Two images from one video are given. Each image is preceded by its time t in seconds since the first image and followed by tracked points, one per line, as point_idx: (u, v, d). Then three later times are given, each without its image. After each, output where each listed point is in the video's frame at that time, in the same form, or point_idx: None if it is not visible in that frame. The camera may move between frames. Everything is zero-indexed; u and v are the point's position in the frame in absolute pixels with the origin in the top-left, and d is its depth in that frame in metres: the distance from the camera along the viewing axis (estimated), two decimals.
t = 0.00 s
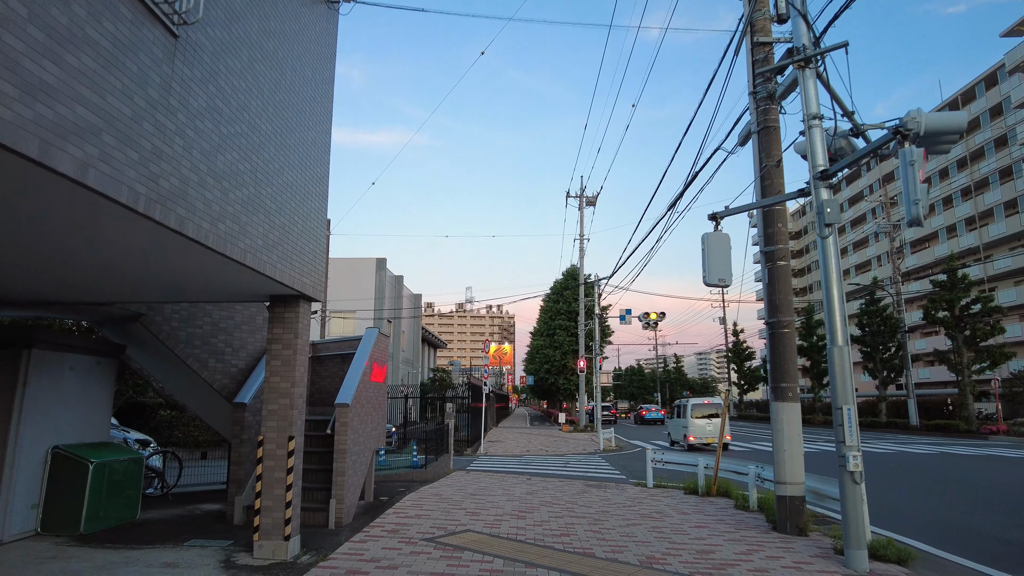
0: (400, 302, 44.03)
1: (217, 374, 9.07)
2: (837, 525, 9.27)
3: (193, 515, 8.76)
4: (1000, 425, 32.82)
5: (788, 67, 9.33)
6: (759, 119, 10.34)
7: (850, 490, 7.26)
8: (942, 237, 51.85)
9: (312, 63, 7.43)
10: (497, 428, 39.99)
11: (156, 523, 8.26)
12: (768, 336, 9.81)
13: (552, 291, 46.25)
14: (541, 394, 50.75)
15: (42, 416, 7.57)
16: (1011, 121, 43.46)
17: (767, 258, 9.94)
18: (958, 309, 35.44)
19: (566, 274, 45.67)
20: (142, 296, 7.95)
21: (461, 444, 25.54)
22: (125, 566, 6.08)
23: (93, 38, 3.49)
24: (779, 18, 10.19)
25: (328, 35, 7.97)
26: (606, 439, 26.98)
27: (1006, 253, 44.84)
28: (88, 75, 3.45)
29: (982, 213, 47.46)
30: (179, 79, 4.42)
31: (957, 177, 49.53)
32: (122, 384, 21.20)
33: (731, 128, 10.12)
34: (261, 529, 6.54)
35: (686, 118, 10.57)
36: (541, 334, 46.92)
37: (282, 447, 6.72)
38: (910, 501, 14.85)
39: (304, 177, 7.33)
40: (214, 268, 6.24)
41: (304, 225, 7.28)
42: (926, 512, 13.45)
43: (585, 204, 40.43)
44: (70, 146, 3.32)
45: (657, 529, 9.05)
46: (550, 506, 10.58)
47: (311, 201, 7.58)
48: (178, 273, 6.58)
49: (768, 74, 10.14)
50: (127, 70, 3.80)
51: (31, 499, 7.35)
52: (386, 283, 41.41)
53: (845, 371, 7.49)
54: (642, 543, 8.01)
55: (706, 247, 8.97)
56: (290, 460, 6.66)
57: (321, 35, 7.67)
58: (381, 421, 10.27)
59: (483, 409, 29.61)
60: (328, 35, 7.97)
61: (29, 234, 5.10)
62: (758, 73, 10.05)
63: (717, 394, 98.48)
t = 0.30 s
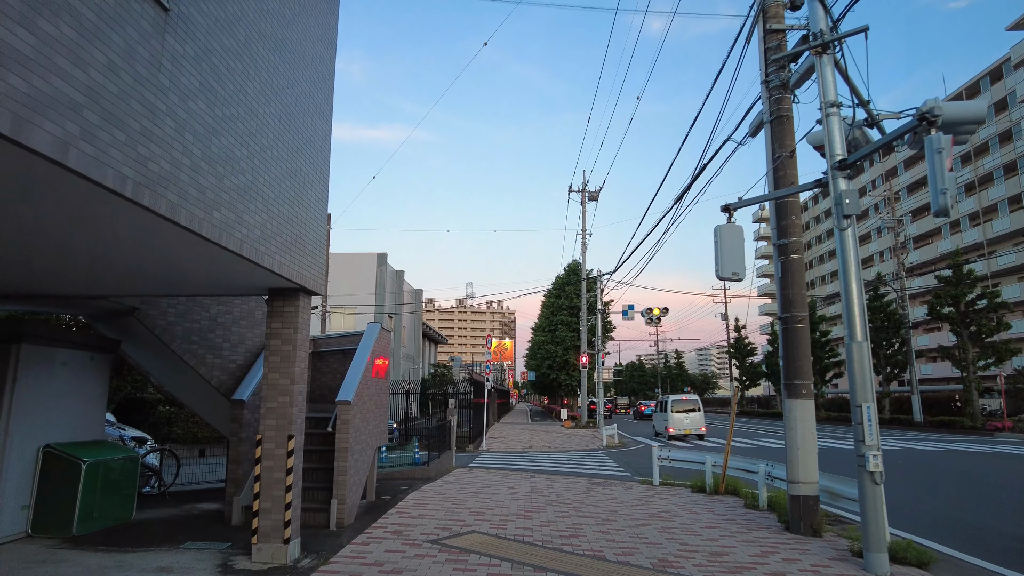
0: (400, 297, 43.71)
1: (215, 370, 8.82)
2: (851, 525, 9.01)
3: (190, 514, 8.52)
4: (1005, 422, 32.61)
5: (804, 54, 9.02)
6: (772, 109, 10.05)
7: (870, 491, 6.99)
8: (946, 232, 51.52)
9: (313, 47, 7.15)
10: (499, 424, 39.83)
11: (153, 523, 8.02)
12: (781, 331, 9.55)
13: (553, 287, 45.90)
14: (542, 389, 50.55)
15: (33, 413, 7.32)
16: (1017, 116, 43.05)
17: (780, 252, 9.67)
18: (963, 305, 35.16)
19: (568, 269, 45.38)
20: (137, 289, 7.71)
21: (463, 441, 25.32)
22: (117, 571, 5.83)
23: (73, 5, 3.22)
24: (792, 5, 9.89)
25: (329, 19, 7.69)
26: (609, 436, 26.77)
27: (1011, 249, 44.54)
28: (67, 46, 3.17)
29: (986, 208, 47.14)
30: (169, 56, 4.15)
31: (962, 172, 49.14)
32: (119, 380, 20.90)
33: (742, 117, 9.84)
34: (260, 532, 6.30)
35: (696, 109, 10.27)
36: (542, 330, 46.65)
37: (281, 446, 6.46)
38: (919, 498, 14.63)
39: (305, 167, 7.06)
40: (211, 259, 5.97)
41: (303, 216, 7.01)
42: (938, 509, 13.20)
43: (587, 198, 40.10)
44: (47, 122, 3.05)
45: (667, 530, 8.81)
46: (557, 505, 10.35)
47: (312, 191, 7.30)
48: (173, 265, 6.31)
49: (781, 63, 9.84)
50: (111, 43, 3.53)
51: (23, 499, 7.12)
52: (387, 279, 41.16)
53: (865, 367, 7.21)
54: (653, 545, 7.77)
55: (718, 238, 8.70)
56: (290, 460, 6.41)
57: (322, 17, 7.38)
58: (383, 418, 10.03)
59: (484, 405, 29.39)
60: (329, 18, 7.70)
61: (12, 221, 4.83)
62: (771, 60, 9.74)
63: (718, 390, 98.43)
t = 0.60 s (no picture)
0: (400, 295, 43.46)
1: (209, 365, 8.53)
2: (864, 524, 8.75)
3: (184, 513, 8.27)
4: (1009, 419, 32.37)
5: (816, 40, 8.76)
6: (782, 98, 9.78)
7: (887, 489, 6.69)
8: (947, 229, 51.25)
9: (311, 28, 6.89)
10: (499, 421, 39.67)
11: (144, 523, 7.77)
12: (791, 326, 9.30)
13: (554, 284, 45.64)
14: (542, 387, 50.32)
15: (18, 410, 7.07)
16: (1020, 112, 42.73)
17: (791, 244, 9.40)
18: (966, 302, 34.89)
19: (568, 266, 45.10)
20: (128, 280, 7.45)
21: (463, 438, 25.07)
22: (106, 572, 5.59)
23: None
24: None
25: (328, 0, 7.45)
26: (611, 434, 26.53)
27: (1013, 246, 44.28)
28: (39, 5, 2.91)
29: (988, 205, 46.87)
30: (156, 26, 3.89)
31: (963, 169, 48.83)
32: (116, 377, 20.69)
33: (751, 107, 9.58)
34: (253, 533, 6.04)
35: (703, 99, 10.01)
36: (543, 327, 46.39)
37: (275, 443, 6.21)
38: (927, 496, 14.39)
39: (300, 153, 6.79)
40: (203, 246, 5.71)
41: (299, 203, 6.75)
42: (947, 506, 12.95)
43: (588, 194, 39.83)
44: (15, 87, 2.78)
45: (675, 529, 8.57)
46: (560, 503, 10.10)
47: (309, 179, 7.05)
48: (162, 252, 6.05)
49: (791, 50, 9.59)
50: (89, 6, 3.27)
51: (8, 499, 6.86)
52: (386, 275, 40.90)
53: (881, 361, 6.93)
54: (661, 545, 7.52)
55: (728, 230, 8.46)
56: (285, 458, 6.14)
57: None
58: (383, 414, 9.77)
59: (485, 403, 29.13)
60: None
61: None
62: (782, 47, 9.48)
63: (718, 388, 98.29)
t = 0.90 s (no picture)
0: (398, 291, 43.09)
1: (196, 360, 8.19)
2: (875, 523, 8.43)
3: (170, 514, 7.96)
4: (1013, 416, 32.04)
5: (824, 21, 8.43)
6: (788, 82, 9.45)
7: (902, 486, 6.39)
8: (948, 225, 50.92)
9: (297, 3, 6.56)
10: (498, 419, 39.37)
11: (127, 524, 7.46)
12: (799, 318, 8.98)
13: (553, 280, 45.29)
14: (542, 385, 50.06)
15: None
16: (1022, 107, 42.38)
17: (798, 234, 9.09)
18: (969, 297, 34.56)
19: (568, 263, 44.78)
20: (108, 270, 7.14)
21: (461, 436, 24.77)
22: None
23: None
24: None
25: None
26: (611, 431, 26.22)
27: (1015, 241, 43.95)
28: None
29: (990, 201, 46.52)
30: None
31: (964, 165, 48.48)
32: (108, 373, 20.37)
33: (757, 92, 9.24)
34: (237, 535, 5.72)
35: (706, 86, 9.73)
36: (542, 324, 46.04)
37: (260, 440, 5.88)
38: (935, 494, 14.05)
39: (287, 136, 6.46)
40: (181, 230, 5.37)
41: (285, 189, 6.42)
42: (955, 503, 12.64)
43: (587, 189, 39.52)
44: None
45: (680, 529, 8.27)
46: (560, 503, 9.80)
47: (296, 163, 6.71)
48: (140, 236, 5.71)
49: (799, 33, 9.27)
50: None
51: None
52: (385, 272, 40.58)
53: (897, 352, 6.59)
54: (666, 546, 7.22)
55: (734, 218, 8.14)
56: (270, 456, 5.82)
57: None
58: (377, 411, 9.46)
59: (484, 400, 28.80)
60: None
61: None
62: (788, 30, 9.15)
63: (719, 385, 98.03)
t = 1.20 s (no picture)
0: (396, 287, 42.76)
1: (175, 358, 7.84)
2: (884, 526, 8.09)
3: (149, 518, 7.62)
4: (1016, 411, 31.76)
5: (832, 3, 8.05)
6: (793, 68, 9.08)
7: (917, 490, 6.03)
8: (949, 220, 50.58)
9: None
10: (497, 415, 39.14)
11: (102, 531, 7.11)
12: (804, 313, 8.63)
13: (552, 276, 44.94)
14: (540, 381, 49.82)
15: None
16: None
17: (803, 226, 8.73)
18: (971, 292, 34.25)
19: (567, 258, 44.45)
20: (78, 264, 6.78)
21: (459, 433, 24.46)
22: None
23: None
24: None
25: None
26: (610, 428, 25.92)
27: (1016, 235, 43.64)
28: None
29: (991, 194, 46.17)
30: None
31: (966, 159, 48.16)
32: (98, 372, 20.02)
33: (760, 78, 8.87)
34: (210, 545, 5.37)
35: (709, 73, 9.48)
36: (541, 320, 45.72)
37: (236, 444, 5.53)
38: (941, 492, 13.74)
39: (265, 120, 6.06)
40: (145, 222, 4.97)
41: (263, 177, 6.02)
42: (963, 501, 12.33)
43: (586, 184, 39.16)
44: None
45: (681, 533, 7.94)
46: (557, 504, 9.47)
47: (275, 149, 6.31)
48: (104, 229, 5.29)
49: (804, 17, 8.89)
50: None
51: None
52: (381, 268, 40.22)
53: (911, 349, 6.23)
54: (666, 552, 6.88)
55: (738, 209, 7.80)
56: (246, 462, 5.48)
57: None
58: (366, 410, 9.11)
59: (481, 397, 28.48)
60: None
61: None
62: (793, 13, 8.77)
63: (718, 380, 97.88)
